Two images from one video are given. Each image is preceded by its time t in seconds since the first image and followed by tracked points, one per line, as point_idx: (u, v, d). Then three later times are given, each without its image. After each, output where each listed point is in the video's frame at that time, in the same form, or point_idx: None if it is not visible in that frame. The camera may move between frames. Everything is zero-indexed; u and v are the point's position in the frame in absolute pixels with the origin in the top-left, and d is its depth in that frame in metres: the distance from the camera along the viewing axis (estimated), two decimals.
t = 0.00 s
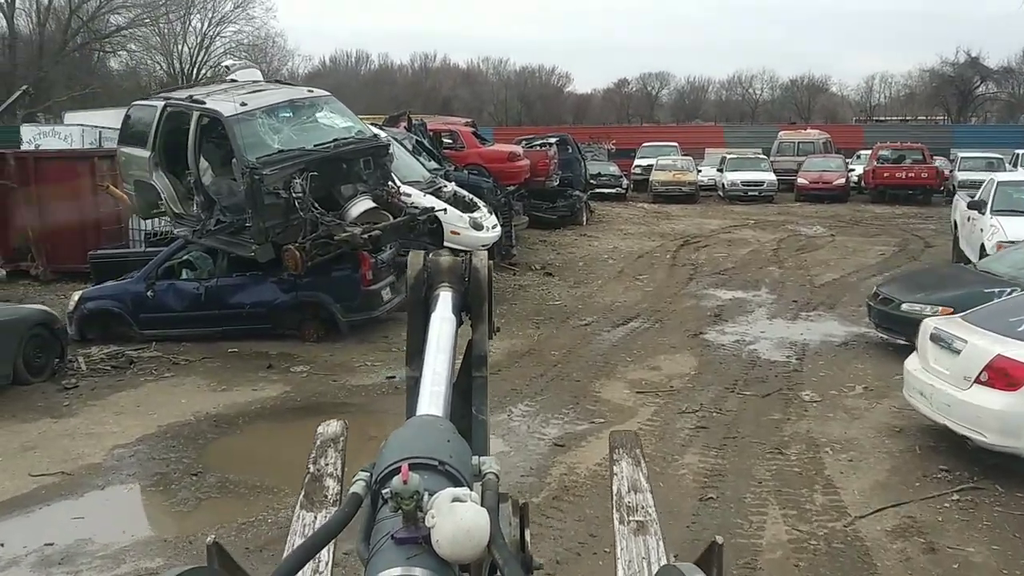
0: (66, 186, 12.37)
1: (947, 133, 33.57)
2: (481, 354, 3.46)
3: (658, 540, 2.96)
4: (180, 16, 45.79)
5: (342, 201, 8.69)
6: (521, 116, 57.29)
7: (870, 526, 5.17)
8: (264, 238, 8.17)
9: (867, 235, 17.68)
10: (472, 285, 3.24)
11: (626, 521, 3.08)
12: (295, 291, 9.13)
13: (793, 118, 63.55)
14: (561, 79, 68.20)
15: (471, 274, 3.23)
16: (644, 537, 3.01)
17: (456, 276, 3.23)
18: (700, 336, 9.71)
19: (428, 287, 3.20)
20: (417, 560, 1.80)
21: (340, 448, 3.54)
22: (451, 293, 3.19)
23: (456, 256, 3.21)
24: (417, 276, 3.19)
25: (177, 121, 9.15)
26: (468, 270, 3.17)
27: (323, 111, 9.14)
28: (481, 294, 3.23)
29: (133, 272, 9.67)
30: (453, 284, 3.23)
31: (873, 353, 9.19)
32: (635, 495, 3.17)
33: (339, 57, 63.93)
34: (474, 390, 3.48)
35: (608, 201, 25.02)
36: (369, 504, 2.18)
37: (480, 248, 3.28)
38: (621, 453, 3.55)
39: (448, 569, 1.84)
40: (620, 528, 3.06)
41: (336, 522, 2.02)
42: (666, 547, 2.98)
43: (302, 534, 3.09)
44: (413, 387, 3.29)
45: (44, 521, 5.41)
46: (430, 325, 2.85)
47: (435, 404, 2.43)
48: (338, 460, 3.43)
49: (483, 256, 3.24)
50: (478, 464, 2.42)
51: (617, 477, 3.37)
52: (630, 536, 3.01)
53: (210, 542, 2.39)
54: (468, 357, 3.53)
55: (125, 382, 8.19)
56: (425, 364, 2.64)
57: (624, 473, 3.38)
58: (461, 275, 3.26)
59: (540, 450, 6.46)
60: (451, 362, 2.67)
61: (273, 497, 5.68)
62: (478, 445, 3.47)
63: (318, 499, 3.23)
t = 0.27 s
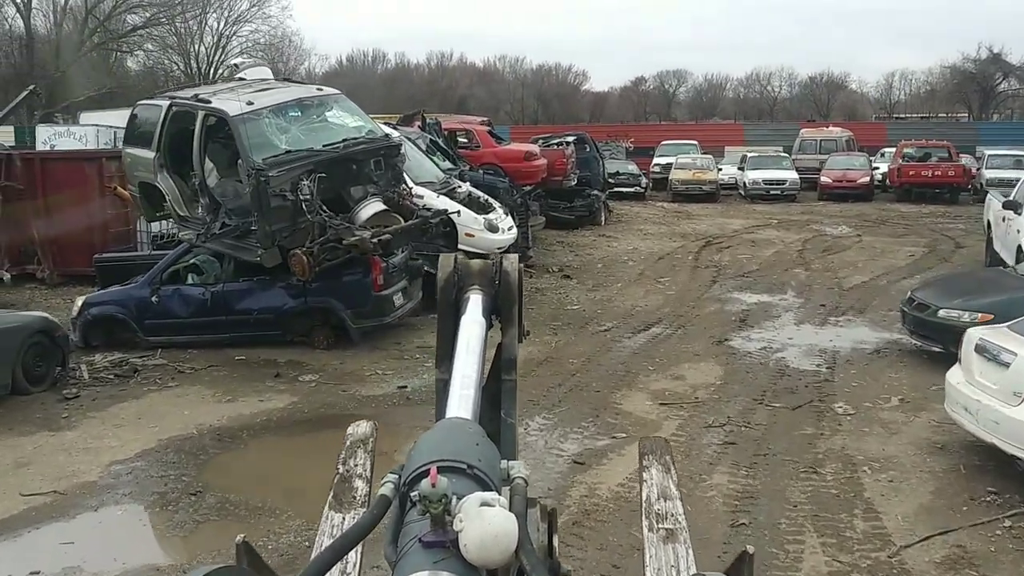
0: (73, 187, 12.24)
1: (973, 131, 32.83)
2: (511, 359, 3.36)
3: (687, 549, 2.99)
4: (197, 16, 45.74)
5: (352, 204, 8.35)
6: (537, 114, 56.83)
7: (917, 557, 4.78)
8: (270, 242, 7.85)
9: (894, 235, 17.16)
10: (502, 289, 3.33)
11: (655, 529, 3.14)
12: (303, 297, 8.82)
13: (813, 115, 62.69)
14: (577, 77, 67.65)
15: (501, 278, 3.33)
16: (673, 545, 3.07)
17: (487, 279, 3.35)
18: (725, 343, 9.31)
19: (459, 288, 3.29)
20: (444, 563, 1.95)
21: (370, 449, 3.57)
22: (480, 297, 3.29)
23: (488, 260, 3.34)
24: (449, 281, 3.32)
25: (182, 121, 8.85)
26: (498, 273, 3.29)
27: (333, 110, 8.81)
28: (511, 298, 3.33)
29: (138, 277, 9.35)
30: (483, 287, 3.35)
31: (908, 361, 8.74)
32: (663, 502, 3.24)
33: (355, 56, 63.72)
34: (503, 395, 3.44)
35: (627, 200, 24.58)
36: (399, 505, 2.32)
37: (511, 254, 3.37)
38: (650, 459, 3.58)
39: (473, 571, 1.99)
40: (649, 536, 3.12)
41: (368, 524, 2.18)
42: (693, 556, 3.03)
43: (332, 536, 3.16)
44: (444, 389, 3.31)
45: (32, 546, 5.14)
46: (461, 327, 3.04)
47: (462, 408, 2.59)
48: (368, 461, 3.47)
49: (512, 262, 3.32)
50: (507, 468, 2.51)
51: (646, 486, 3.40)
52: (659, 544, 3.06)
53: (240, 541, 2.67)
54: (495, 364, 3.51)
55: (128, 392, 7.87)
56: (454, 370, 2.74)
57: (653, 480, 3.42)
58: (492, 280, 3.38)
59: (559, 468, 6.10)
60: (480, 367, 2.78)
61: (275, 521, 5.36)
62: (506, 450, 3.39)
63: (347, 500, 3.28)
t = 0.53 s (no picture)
0: (81, 191, 12.01)
1: (1003, 126, 31.91)
2: (546, 354, 3.36)
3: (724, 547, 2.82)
4: (214, 16, 45.75)
5: (363, 206, 7.98)
6: (555, 112, 56.30)
7: None
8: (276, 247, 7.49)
9: (926, 233, 16.54)
10: (535, 283, 3.25)
11: (691, 526, 2.95)
12: (313, 304, 8.46)
13: (835, 110, 61.67)
14: (596, 74, 67.05)
15: (535, 273, 3.26)
16: (710, 543, 2.87)
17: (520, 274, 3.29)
18: (755, 350, 8.84)
19: (493, 284, 3.22)
20: (479, 560, 1.94)
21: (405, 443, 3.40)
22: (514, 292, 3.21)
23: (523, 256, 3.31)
24: (481, 275, 3.23)
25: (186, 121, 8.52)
26: (534, 269, 3.24)
27: (342, 108, 8.44)
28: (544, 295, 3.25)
29: (143, 283, 9.05)
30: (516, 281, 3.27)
31: (952, 370, 8.22)
32: (698, 499, 3.03)
33: (373, 55, 63.48)
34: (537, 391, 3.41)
35: (648, 199, 24.10)
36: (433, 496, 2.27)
37: (544, 250, 3.31)
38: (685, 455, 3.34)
39: (508, 568, 1.97)
40: (685, 533, 2.93)
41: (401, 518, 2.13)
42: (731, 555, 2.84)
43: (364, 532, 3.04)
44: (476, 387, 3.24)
45: None
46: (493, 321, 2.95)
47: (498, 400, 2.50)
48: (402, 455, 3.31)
49: (546, 258, 3.26)
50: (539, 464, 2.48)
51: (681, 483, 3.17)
52: (696, 542, 2.87)
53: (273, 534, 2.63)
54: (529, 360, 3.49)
55: (129, 405, 7.53)
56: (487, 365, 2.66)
57: (689, 477, 3.17)
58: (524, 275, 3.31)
59: (581, 490, 5.67)
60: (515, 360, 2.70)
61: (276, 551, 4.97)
62: (541, 446, 3.39)
63: (381, 496, 3.14)
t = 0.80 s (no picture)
0: (86, 191, 11.72)
1: None
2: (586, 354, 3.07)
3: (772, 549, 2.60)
4: (228, 15, 45.58)
5: (374, 209, 7.63)
6: (570, 112, 55.85)
7: None
8: (283, 253, 7.16)
9: (954, 234, 16.01)
10: (578, 284, 2.79)
11: (734, 528, 2.72)
12: (322, 311, 8.12)
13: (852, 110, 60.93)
14: (611, 72, 66.51)
15: (577, 274, 2.79)
16: (754, 545, 2.65)
17: (560, 276, 2.81)
18: (783, 361, 8.44)
19: (532, 285, 2.77)
20: (522, 563, 1.75)
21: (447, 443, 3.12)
22: (555, 293, 2.77)
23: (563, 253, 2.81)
24: (519, 276, 2.76)
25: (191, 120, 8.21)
26: (576, 268, 2.75)
27: (353, 107, 8.10)
28: (587, 296, 2.80)
29: (146, 288, 8.75)
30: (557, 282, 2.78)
31: (992, 383, 7.76)
32: (743, 501, 2.79)
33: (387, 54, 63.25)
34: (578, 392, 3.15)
35: (665, 199, 23.68)
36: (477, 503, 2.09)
37: (587, 247, 2.82)
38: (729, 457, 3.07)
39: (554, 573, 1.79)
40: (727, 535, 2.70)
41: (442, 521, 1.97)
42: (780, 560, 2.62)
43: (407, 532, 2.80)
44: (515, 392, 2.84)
45: None
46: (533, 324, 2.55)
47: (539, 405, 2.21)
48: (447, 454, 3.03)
49: (589, 255, 2.78)
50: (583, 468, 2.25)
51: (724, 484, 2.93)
52: (738, 542, 2.65)
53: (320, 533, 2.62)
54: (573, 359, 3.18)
55: (129, 417, 7.21)
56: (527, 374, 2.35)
57: (732, 479, 2.92)
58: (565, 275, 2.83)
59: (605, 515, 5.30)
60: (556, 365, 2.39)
61: None
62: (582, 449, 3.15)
63: (424, 494, 2.89)
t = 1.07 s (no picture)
0: (87, 190, 11.43)
1: None
2: (616, 352, 3.48)
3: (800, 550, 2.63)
4: (241, 11, 45.40)
5: (379, 212, 7.28)
6: (583, 111, 55.43)
7: None
8: (283, 257, 6.82)
9: (979, 240, 15.47)
10: (608, 283, 3.42)
11: (763, 527, 2.74)
12: (323, 318, 7.78)
13: (868, 111, 60.20)
14: (624, 72, 65.97)
15: (607, 273, 3.42)
16: (783, 546, 2.66)
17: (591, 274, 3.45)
18: (807, 375, 8.04)
19: (564, 283, 3.38)
20: (551, 560, 1.88)
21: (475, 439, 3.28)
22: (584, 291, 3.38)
23: (592, 255, 3.43)
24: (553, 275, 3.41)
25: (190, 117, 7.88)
26: (603, 267, 3.36)
27: (359, 105, 7.74)
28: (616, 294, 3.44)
29: (143, 292, 8.45)
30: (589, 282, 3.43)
31: None
32: (776, 500, 2.81)
33: (399, 52, 62.96)
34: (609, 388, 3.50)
35: (680, 201, 23.26)
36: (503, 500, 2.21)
37: (615, 248, 3.44)
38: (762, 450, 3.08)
39: (579, 570, 1.91)
40: (757, 535, 2.72)
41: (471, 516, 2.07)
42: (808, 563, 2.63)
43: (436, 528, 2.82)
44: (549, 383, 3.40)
45: None
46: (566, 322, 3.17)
47: (570, 399, 2.65)
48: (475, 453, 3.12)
49: (617, 256, 3.39)
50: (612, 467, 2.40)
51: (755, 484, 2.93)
52: (769, 544, 2.67)
53: (348, 529, 2.82)
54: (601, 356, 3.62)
55: (121, 428, 6.89)
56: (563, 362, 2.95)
57: (764, 474, 2.94)
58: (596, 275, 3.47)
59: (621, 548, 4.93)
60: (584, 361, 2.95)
61: None
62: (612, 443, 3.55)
63: (452, 492, 2.92)
